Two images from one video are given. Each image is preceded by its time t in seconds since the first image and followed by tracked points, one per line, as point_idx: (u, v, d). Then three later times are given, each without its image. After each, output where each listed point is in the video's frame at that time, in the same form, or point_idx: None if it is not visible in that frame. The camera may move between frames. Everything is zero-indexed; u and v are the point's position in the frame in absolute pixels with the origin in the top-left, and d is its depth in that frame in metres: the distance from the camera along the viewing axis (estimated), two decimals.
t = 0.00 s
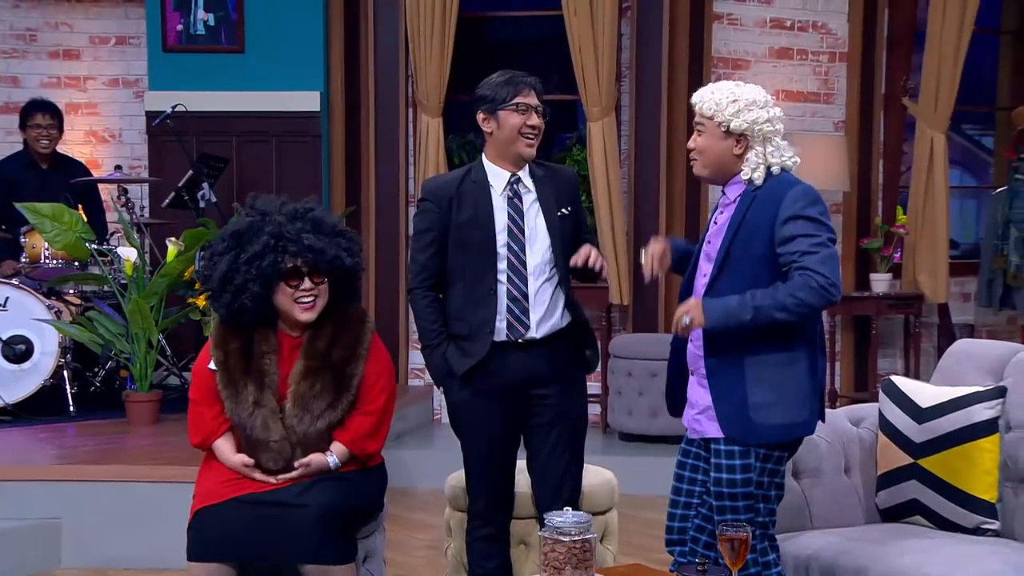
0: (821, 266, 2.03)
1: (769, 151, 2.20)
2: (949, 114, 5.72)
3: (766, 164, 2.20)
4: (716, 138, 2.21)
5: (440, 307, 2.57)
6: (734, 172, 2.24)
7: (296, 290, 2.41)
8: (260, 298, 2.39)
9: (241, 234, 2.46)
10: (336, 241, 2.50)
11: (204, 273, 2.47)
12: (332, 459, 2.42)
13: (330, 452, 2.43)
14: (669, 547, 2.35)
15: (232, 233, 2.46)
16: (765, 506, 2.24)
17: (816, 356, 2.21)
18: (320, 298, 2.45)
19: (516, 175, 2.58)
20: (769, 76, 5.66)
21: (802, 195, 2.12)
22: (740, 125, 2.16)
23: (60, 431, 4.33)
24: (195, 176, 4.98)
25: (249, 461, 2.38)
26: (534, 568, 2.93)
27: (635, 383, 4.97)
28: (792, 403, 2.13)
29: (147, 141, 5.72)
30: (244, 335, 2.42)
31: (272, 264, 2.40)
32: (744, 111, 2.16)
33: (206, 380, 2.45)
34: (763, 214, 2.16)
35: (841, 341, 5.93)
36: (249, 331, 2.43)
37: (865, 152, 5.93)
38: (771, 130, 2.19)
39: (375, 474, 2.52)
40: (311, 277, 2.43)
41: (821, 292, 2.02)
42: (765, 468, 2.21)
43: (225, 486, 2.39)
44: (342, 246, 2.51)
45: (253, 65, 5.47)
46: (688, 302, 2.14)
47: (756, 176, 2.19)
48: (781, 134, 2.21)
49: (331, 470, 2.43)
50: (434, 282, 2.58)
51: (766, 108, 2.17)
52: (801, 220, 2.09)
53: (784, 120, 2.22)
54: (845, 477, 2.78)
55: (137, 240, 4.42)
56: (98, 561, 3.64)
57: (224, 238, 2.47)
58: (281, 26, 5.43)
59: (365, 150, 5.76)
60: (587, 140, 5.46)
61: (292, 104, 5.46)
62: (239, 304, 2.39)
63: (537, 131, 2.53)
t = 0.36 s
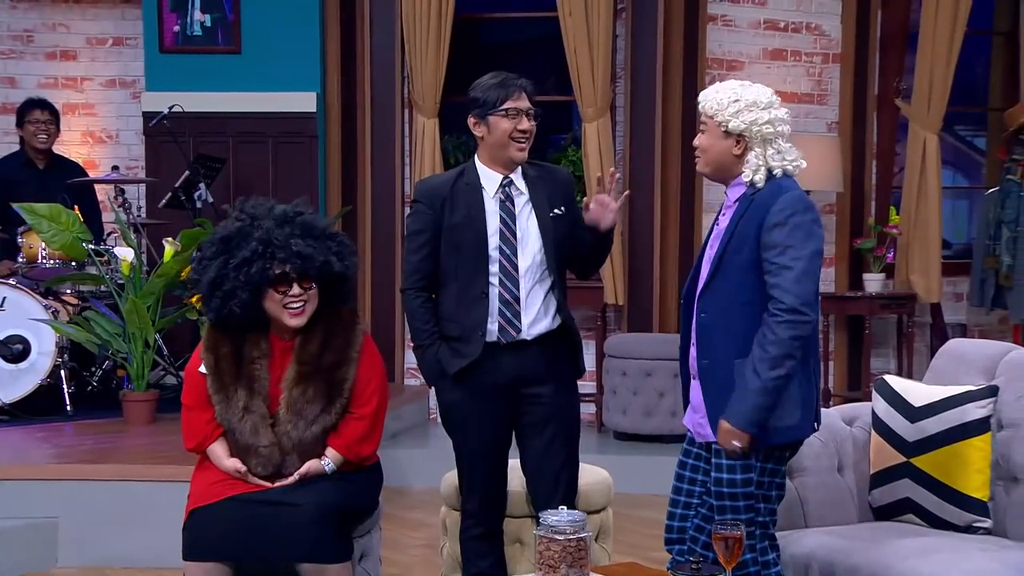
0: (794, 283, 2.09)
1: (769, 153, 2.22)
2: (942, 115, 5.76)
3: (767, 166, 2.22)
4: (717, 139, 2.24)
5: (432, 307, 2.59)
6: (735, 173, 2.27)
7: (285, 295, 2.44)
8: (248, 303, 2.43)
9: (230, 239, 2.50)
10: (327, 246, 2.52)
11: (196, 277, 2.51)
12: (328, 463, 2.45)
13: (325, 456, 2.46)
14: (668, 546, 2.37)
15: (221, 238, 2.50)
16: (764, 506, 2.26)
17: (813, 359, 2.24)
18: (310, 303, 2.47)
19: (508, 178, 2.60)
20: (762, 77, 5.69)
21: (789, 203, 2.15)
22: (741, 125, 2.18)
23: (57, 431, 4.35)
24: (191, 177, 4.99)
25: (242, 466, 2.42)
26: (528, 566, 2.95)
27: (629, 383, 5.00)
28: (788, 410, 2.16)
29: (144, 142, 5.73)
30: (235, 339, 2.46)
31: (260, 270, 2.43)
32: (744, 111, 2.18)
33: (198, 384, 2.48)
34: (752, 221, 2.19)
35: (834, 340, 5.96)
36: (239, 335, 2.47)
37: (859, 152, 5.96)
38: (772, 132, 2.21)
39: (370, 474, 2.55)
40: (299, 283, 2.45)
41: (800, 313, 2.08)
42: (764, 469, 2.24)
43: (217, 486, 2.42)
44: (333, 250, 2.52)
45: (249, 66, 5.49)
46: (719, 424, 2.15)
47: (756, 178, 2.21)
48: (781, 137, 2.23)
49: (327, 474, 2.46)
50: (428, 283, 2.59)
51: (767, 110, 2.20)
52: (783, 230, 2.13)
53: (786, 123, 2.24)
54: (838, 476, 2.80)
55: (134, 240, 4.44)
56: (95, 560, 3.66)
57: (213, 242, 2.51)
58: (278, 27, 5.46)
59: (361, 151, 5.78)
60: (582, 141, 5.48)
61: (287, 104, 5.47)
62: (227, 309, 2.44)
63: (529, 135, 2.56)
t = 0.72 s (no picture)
0: (770, 280, 2.10)
1: (752, 156, 2.23)
2: (937, 116, 5.79)
3: (749, 169, 2.23)
4: (703, 142, 2.27)
5: (421, 307, 2.63)
6: (723, 174, 2.30)
7: (277, 300, 2.46)
8: (241, 308, 2.45)
9: (223, 244, 2.52)
10: (320, 248, 2.53)
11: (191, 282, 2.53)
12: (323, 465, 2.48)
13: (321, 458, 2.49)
14: (658, 538, 2.42)
15: (214, 243, 2.52)
16: (760, 506, 2.29)
17: (809, 357, 2.24)
18: (302, 308, 2.49)
19: (496, 184, 2.61)
20: (759, 77, 5.72)
21: (766, 200, 2.15)
22: (723, 128, 2.21)
23: (57, 430, 4.37)
24: (191, 178, 5.02)
25: (239, 467, 2.45)
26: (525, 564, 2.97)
27: (627, 383, 5.03)
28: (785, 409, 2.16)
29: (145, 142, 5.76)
30: (229, 343, 2.48)
31: (251, 274, 2.44)
32: (727, 114, 2.21)
33: (193, 387, 2.50)
34: (737, 222, 2.21)
35: (830, 340, 5.99)
36: (234, 340, 2.49)
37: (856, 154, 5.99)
38: (755, 136, 2.22)
39: (366, 474, 2.58)
40: (292, 288, 2.47)
41: (780, 313, 2.09)
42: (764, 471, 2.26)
43: (215, 485, 2.45)
44: (326, 252, 2.54)
45: (248, 67, 5.51)
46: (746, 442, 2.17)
47: (738, 181, 2.23)
48: (767, 139, 2.24)
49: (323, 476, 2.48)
50: (417, 283, 2.63)
51: (751, 113, 2.21)
52: (760, 229, 2.14)
53: (773, 126, 2.24)
54: (834, 475, 2.83)
55: (134, 240, 4.46)
56: (96, 558, 3.68)
57: (206, 247, 2.53)
58: (277, 28, 5.48)
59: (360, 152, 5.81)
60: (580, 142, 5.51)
61: (287, 105, 5.50)
62: (221, 314, 2.47)
63: (511, 139, 2.56)
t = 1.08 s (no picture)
0: (755, 285, 2.15)
1: (738, 158, 2.27)
2: (936, 117, 5.82)
3: (735, 171, 2.27)
4: (689, 143, 2.30)
5: (430, 307, 2.66)
6: (707, 176, 2.33)
7: (275, 296, 2.48)
8: (239, 305, 2.48)
9: (221, 240, 2.54)
10: (317, 246, 2.56)
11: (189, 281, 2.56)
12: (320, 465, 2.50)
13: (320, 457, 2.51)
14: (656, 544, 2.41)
15: (212, 240, 2.54)
16: (754, 499, 2.32)
17: (786, 356, 2.30)
18: (300, 303, 2.51)
19: (501, 179, 2.64)
20: (759, 78, 5.74)
21: (755, 208, 2.20)
22: (710, 130, 2.24)
23: (61, 429, 4.40)
24: (194, 178, 5.05)
25: (241, 466, 2.48)
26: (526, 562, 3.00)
27: (628, 383, 5.05)
28: (749, 406, 2.23)
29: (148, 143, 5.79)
30: (229, 342, 2.52)
31: (248, 272, 2.47)
32: (714, 117, 2.24)
33: (193, 385, 2.53)
34: (722, 226, 2.25)
35: (829, 340, 6.01)
36: (232, 338, 2.52)
37: (855, 155, 6.02)
38: (741, 138, 2.25)
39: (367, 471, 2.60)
40: (288, 284, 2.49)
41: (754, 317, 2.15)
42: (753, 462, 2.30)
43: (215, 484, 2.47)
44: (324, 250, 2.56)
45: (250, 68, 5.54)
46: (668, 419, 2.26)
47: (725, 183, 2.26)
48: (753, 142, 2.28)
49: (322, 476, 2.50)
50: (424, 283, 2.66)
51: (738, 116, 2.24)
52: (747, 233, 2.19)
53: (757, 129, 2.28)
54: (833, 473, 2.85)
55: (137, 240, 4.50)
56: (100, 557, 3.71)
57: (205, 244, 2.55)
58: (279, 30, 5.51)
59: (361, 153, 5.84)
60: (580, 143, 5.53)
61: (289, 106, 5.52)
62: (219, 311, 2.50)
63: (511, 133, 2.58)
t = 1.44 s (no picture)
0: (721, 298, 2.17)
1: (687, 172, 2.30)
2: (939, 118, 5.83)
3: (684, 185, 2.30)
4: (640, 157, 2.33)
5: (452, 307, 2.67)
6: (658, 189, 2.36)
7: (254, 279, 2.51)
8: (220, 284, 2.54)
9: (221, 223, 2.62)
10: (305, 240, 2.57)
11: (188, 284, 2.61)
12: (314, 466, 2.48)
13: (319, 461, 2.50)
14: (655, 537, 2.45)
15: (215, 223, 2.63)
16: (747, 497, 2.33)
17: (768, 352, 2.31)
18: (279, 291, 2.52)
19: (525, 178, 2.67)
20: (763, 80, 5.74)
21: (708, 222, 2.21)
22: (659, 145, 2.28)
23: (66, 430, 4.41)
24: (198, 179, 5.06)
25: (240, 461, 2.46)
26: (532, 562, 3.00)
27: (631, 383, 5.06)
28: (742, 412, 2.24)
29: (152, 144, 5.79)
30: (221, 339, 2.52)
31: (232, 263, 2.52)
32: (662, 132, 2.27)
33: (188, 382, 2.55)
34: (683, 243, 2.27)
35: (833, 340, 6.01)
36: (225, 331, 2.53)
37: (859, 155, 6.02)
38: (691, 152, 2.28)
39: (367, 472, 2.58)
40: (268, 268, 2.50)
41: (728, 329, 2.17)
42: (747, 456, 2.30)
43: (211, 481, 2.49)
44: (313, 244, 2.57)
45: (254, 70, 5.55)
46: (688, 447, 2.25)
47: (675, 197, 2.30)
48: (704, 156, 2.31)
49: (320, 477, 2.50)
50: (448, 283, 2.68)
51: (687, 130, 2.28)
52: (706, 247, 2.21)
53: (707, 143, 2.31)
54: (836, 474, 2.86)
55: (142, 241, 4.51)
56: (106, 557, 3.72)
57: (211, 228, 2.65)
58: (283, 31, 5.52)
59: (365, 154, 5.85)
60: (584, 144, 5.54)
61: (293, 108, 5.53)
62: (206, 292, 2.57)
63: (532, 134, 2.62)
